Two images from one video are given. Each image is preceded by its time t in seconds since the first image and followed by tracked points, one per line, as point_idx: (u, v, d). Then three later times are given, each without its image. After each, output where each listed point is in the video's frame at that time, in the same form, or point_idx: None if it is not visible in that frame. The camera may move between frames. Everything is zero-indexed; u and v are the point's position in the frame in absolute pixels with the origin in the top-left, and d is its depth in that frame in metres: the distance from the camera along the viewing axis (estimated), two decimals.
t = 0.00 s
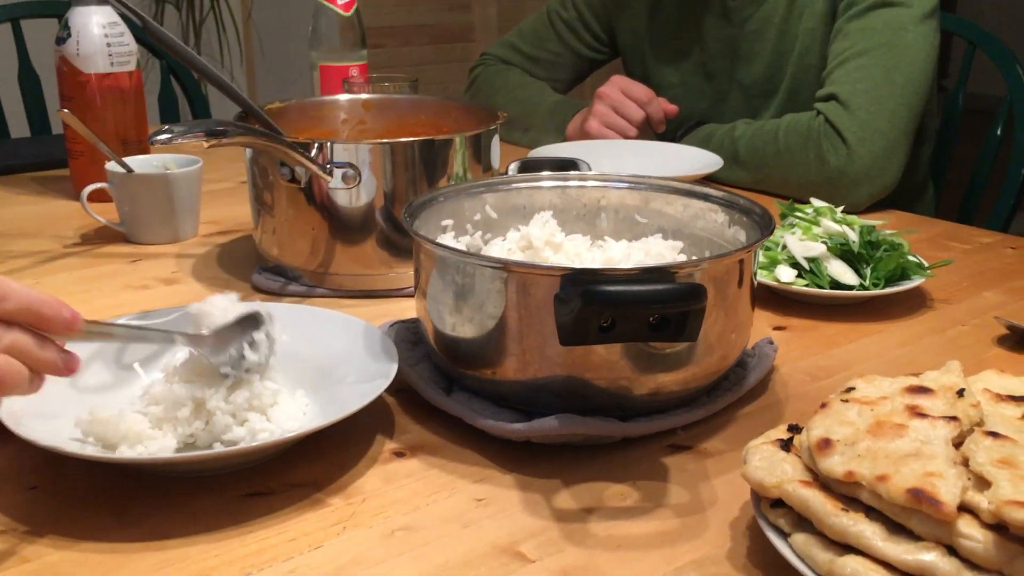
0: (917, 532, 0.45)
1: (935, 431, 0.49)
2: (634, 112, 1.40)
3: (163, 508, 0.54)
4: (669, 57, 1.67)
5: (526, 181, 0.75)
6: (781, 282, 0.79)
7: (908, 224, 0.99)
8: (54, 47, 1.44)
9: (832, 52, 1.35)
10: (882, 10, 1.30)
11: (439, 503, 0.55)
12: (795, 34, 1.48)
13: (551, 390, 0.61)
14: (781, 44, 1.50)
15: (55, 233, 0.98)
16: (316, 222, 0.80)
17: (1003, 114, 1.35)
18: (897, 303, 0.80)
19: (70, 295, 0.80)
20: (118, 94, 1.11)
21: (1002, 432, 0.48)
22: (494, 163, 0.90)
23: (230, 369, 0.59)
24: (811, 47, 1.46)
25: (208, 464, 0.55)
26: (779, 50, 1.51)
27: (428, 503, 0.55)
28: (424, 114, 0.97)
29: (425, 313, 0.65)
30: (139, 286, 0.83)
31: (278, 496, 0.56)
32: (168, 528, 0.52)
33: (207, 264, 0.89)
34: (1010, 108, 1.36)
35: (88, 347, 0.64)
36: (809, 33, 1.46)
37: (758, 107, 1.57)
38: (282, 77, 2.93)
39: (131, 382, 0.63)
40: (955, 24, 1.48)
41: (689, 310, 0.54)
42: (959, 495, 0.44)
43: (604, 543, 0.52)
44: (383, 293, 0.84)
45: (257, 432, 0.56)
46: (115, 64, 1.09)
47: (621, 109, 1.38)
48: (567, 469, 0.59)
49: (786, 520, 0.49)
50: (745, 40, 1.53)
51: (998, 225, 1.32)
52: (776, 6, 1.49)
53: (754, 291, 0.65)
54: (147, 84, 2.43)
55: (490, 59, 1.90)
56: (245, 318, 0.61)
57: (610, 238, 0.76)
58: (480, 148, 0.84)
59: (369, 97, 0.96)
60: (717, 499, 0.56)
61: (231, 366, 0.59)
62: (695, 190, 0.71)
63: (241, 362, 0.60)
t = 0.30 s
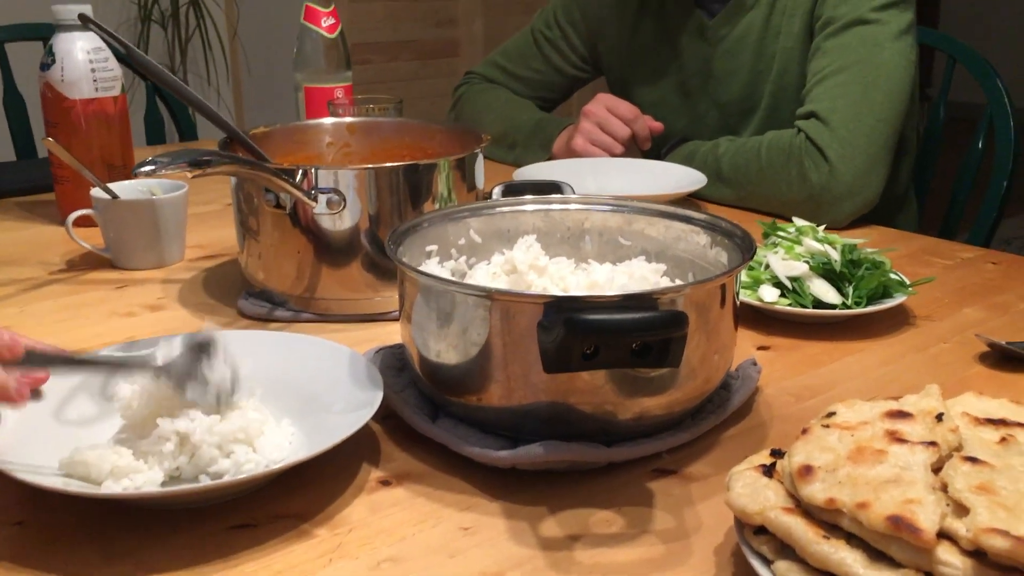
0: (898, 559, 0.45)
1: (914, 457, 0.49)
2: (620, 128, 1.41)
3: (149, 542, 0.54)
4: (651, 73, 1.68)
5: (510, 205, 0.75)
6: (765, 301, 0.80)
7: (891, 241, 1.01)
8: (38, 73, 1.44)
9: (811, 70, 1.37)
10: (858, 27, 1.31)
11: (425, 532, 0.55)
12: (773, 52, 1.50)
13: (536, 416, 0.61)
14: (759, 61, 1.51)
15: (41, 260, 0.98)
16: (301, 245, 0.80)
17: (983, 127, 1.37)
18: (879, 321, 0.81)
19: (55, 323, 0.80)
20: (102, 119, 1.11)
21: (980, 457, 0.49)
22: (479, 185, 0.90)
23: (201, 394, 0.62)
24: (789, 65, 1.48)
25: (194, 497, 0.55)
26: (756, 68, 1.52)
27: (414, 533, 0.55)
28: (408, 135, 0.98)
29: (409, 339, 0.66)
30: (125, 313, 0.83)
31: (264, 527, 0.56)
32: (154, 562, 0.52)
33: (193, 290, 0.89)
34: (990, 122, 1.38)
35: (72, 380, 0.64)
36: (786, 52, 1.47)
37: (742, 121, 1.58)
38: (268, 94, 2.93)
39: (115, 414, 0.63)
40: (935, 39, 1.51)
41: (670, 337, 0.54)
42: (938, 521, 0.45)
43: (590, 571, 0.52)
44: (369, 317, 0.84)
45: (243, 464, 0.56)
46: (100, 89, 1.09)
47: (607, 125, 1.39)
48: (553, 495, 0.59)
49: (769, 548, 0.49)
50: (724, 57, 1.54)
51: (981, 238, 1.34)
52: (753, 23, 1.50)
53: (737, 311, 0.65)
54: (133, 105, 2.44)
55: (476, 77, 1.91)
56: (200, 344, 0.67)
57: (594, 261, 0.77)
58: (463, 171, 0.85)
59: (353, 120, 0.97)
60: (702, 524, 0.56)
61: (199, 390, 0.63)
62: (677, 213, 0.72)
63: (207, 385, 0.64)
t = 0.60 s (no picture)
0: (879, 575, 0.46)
1: (894, 472, 0.50)
2: (604, 139, 1.42)
3: (136, 562, 0.54)
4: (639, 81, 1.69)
5: (495, 219, 0.76)
6: (750, 312, 0.80)
7: (879, 249, 1.05)
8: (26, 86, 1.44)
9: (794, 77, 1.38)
10: (840, 36, 1.32)
11: (410, 549, 0.56)
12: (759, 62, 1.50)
13: (521, 431, 0.61)
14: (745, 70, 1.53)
15: (28, 274, 0.97)
16: (288, 258, 0.80)
17: (969, 134, 1.39)
18: (863, 331, 0.82)
19: (41, 339, 0.80)
20: (89, 132, 1.11)
21: (959, 472, 0.50)
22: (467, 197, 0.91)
23: (158, 416, 0.60)
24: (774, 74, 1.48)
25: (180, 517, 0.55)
26: (743, 78, 1.53)
27: (399, 549, 0.55)
28: (397, 149, 0.98)
29: (396, 353, 0.66)
30: (112, 328, 0.83)
31: (251, 545, 0.56)
32: None
33: (182, 304, 0.89)
34: (976, 128, 1.40)
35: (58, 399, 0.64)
36: (771, 60, 1.48)
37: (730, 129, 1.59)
38: (258, 103, 2.92)
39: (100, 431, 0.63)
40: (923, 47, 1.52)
41: (654, 353, 0.54)
42: (918, 536, 0.45)
43: None
44: (357, 330, 0.84)
45: (230, 483, 0.56)
46: (87, 103, 1.09)
47: (591, 136, 1.40)
48: (539, 511, 0.60)
49: (752, 563, 0.50)
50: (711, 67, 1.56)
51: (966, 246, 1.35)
52: (741, 33, 1.51)
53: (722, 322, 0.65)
54: (122, 115, 2.43)
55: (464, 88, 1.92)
56: (161, 361, 0.62)
57: (581, 274, 0.77)
58: (451, 184, 0.85)
59: (341, 133, 0.97)
60: (686, 538, 0.56)
61: (158, 412, 0.60)
62: (662, 226, 0.72)
63: (167, 407, 0.61)
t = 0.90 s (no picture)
0: None
1: (878, 480, 0.51)
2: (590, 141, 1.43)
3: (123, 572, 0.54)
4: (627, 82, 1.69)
5: (483, 226, 0.76)
6: (736, 317, 0.81)
7: (864, 252, 1.07)
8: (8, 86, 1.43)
9: (781, 80, 1.38)
10: (827, 39, 1.33)
11: (400, 556, 0.56)
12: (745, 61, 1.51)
13: (510, 438, 0.61)
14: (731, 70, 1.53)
15: (15, 278, 0.97)
16: (277, 263, 0.80)
17: (953, 134, 1.40)
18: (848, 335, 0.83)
19: (28, 345, 0.80)
20: (76, 136, 1.10)
21: (942, 482, 0.51)
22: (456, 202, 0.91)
23: (123, 399, 0.64)
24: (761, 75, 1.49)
25: (170, 526, 0.55)
26: (729, 78, 1.54)
27: (389, 557, 0.56)
28: (384, 153, 0.98)
29: (385, 361, 0.66)
30: (100, 333, 0.83)
31: (241, 554, 0.56)
32: None
33: (170, 308, 0.89)
34: (960, 129, 1.41)
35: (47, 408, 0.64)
36: (759, 58, 1.49)
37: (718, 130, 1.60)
38: (245, 102, 2.90)
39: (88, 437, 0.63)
40: (907, 48, 1.53)
41: (641, 362, 0.55)
42: (901, 544, 0.46)
43: None
44: (345, 335, 0.84)
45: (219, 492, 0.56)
46: (74, 105, 1.08)
47: (578, 139, 1.41)
48: (528, 517, 0.60)
49: (738, 571, 0.50)
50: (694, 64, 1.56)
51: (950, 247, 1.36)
52: (727, 29, 1.52)
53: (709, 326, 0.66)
54: (107, 113, 2.41)
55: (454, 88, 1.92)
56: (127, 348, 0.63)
57: (568, 279, 0.77)
58: (439, 189, 0.85)
59: (329, 137, 0.97)
60: (673, 545, 0.57)
61: (122, 396, 0.64)
62: (649, 232, 0.73)
63: (133, 389, 0.64)
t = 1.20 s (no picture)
0: None
1: (852, 480, 0.52)
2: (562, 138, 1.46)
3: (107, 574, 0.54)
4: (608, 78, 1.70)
5: (465, 226, 0.77)
6: (715, 316, 0.83)
7: (841, 251, 1.08)
8: None
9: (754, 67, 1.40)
10: (803, 28, 1.35)
11: (384, 555, 0.56)
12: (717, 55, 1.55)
13: (492, 438, 0.61)
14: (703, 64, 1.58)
15: None
16: (259, 262, 0.80)
17: (929, 134, 1.42)
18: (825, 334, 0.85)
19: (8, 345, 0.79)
20: (56, 134, 1.09)
21: (914, 481, 0.53)
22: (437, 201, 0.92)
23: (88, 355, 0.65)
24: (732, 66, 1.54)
25: (154, 527, 0.55)
26: (700, 58, 1.58)
27: (372, 556, 0.56)
28: (366, 151, 0.99)
29: (368, 360, 0.65)
30: (82, 333, 0.83)
31: (224, 554, 0.56)
32: None
33: (151, 307, 0.89)
34: (935, 129, 1.43)
35: (29, 409, 0.64)
36: (736, 32, 1.51)
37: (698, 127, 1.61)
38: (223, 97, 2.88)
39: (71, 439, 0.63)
40: (884, 47, 1.56)
41: (622, 364, 0.55)
42: (874, 544, 0.48)
43: None
44: (327, 334, 0.84)
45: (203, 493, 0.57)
46: (53, 103, 1.07)
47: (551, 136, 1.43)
48: (510, 516, 0.61)
49: (715, 569, 0.51)
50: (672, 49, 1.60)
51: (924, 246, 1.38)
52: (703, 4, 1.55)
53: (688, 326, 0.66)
54: (85, 108, 2.39)
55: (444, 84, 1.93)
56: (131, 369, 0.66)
57: (549, 280, 0.78)
58: (422, 188, 0.86)
59: (311, 136, 0.97)
60: (653, 543, 0.57)
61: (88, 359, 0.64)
62: (629, 233, 0.73)
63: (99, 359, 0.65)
